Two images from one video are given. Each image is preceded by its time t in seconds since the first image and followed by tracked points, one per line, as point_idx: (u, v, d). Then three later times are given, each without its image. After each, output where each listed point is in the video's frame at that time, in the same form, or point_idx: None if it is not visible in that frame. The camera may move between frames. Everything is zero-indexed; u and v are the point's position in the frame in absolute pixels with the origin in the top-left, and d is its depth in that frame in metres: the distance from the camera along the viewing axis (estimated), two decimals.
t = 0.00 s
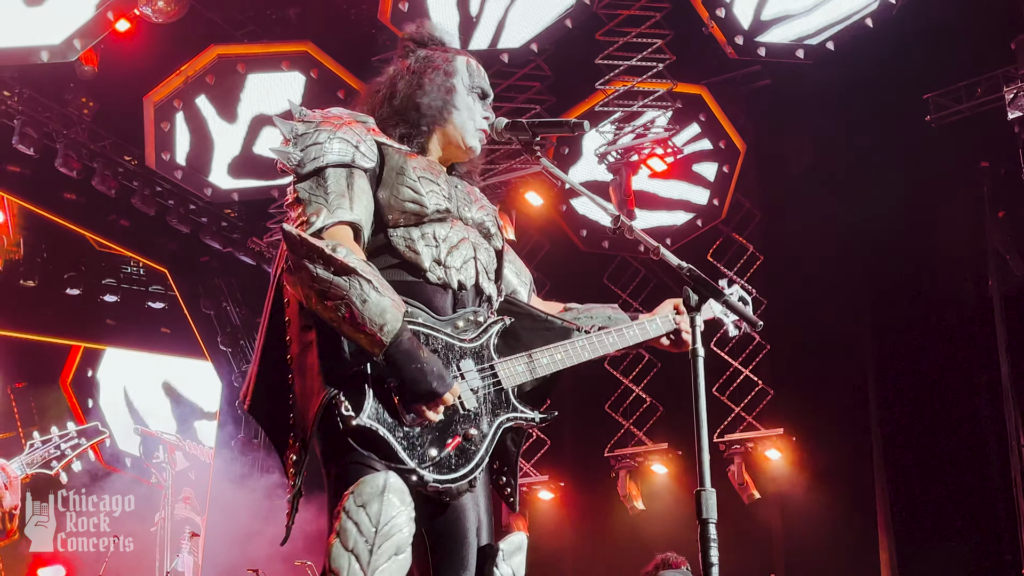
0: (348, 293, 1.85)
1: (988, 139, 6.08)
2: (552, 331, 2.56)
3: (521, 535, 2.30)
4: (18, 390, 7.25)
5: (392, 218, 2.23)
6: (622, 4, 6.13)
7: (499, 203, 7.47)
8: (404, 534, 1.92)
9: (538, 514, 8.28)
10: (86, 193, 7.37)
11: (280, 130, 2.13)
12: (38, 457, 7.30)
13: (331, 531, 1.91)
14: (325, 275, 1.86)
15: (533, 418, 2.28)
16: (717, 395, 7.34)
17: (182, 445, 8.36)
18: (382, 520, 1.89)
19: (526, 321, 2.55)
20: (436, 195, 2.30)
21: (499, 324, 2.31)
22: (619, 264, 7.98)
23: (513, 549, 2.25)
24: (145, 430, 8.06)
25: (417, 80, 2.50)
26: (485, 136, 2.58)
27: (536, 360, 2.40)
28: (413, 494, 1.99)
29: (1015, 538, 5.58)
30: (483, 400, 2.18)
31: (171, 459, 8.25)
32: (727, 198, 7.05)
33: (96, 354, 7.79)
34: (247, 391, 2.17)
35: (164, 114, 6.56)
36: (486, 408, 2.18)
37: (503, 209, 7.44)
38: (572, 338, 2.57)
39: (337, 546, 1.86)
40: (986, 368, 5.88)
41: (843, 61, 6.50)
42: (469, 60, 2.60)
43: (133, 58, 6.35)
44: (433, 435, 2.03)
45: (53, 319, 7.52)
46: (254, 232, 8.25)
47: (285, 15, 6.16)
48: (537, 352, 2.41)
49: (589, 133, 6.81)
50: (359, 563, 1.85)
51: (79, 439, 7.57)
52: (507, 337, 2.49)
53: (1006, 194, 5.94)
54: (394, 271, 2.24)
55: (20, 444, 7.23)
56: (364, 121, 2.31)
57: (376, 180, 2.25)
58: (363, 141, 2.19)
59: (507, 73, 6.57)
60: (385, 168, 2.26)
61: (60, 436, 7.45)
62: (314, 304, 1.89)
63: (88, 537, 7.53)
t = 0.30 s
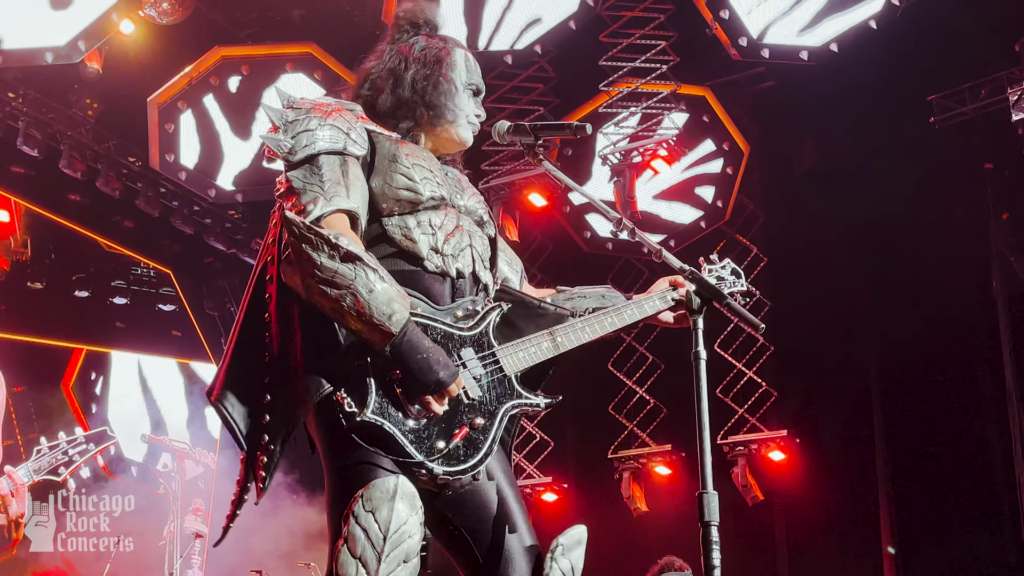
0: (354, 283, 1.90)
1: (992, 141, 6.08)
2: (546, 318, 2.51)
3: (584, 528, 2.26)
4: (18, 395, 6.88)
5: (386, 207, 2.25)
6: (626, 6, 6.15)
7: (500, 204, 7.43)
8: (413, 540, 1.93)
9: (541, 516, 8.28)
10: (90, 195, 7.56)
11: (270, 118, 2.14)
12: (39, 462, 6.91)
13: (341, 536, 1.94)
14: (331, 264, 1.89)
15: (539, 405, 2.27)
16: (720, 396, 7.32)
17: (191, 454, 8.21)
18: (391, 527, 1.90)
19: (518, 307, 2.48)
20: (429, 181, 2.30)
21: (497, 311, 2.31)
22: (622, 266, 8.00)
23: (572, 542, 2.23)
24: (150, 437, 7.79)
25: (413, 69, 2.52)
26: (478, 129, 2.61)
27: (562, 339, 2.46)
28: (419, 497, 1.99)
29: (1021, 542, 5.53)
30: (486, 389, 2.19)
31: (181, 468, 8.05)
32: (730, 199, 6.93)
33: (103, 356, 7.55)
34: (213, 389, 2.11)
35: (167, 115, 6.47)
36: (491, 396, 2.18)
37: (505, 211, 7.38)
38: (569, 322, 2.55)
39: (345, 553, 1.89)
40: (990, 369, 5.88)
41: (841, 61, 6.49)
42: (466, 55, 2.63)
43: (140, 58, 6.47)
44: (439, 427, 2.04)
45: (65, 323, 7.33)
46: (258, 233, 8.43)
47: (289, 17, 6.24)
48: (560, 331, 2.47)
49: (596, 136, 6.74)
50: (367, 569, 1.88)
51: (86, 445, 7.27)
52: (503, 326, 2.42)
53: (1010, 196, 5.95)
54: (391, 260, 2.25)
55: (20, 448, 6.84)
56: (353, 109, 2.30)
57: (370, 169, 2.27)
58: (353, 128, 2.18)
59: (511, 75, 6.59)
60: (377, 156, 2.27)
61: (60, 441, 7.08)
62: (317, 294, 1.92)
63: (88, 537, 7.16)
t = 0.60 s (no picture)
0: (371, 292, 1.94)
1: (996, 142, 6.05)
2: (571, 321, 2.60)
3: (569, 543, 2.27)
4: (20, 409, 6.80)
5: (399, 220, 2.30)
6: (628, 6, 6.15)
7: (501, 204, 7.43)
8: (434, 548, 1.99)
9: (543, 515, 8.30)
10: (92, 195, 7.57)
11: (279, 142, 2.17)
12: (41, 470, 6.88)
13: (362, 541, 1.98)
14: (349, 274, 1.94)
15: (563, 408, 2.30)
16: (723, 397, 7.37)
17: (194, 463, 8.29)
18: (414, 532, 1.96)
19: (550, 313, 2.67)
20: (440, 193, 2.36)
21: (521, 319, 2.37)
22: (624, 267, 8.01)
23: (558, 559, 2.22)
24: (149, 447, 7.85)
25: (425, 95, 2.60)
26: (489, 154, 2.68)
27: (570, 350, 2.47)
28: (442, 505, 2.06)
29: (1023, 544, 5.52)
30: (512, 393, 2.23)
31: (185, 480, 8.15)
32: (732, 199, 7.10)
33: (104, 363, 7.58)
34: (218, 364, 2.03)
35: (170, 116, 6.47)
36: (514, 401, 2.22)
37: (508, 212, 7.43)
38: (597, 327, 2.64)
39: (367, 555, 1.92)
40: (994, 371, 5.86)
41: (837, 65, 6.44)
42: (483, 78, 2.70)
43: (141, 60, 6.44)
44: (464, 431, 2.06)
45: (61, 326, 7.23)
46: (261, 233, 8.48)
47: (292, 17, 6.21)
48: (569, 342, 2.47)
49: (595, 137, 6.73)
50: (387, 572, 1.91)
51: (96, 465, 7.32)
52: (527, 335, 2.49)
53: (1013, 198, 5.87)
54: (408, 271, 2.30)
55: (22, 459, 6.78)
56: (363, 129, 2.36)
57: (382, 184, 2.31)
58: (363, 145, 2.25)
59: (514, 75, 6.60)
60: (387, 171, 2.32)
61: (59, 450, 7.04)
62: (335, 303, 1.96)
63: (87, 536, 7.18)
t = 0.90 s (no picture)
0: (383, 299, 1.95)
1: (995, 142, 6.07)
2: (580, 327, 2.60)
3: (574, 545, 2.28)
4: (20, 416, 6.83)
5: (414, 224, 2.33)
6: (629, 5, 6.16)
7: (507, 204, 7.54)
8: (443, 550, 1.99)
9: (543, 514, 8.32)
10: (92, 193, 7.57)
11: (294, 147, 2.20)
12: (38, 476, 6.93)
13: (372, 542, 1.97)
14: (359, 283, 1.95)
15: (581, 408, 2.36)
16: (722, 396, 7.44)
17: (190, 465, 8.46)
18: (424, 533, 1.96)
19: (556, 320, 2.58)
20: (454, 197, 2.40)
21: (534, 319, 2.38)
22: (624, 266, 8.00)
23: (565, 559, 2.24)
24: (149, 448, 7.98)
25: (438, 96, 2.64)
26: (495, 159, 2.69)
27: (566, 355, 2.43)
28: (448, 507, 2.05)
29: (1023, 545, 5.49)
30: (529, 394, 2.27)
31: (186, 486, 8.37)
32: (733, 198, 7.11)
33: (98, 368, 7.56)
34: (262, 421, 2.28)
35: (170, 114, 6.43)
36: (534, 402, 2.26)
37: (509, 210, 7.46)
38: (606, 326, 2.64)
39: (376, 555, 1.92)
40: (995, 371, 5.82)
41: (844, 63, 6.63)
42: (490, 85, 2.73)
43: (142, 58, 6.44)
44: (485, 435, 2.10)
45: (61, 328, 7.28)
46: (261, 231, 8.50)
47: (292, 15, 6.28)
48: (565, 347, 2.44)
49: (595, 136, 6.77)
50: (396, 572, 1.91)
51: (98, 469, 7.41)
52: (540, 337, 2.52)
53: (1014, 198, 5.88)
54: (423, 273, 2.33)
55: (22, 467, 6.84)
56: (374, 134, 2.39)
57: (396, 188, 2.35)
58: (375, 150, 2.27)
59: (515, 74, 6.61)
60: (403, 175, 2.36)
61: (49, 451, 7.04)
62: (349, 314, 1.98)
63: (88, 536, 7.33)
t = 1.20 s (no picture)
0: (389, 295, 1.95)
1: (996, 142, 5.93)
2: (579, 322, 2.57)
3: (575, 541, 2.28)
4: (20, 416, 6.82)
5: (418, 218, 2.33)
6: (628, 3, 6.17)
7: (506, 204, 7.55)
8: (444, 549, 1.99)
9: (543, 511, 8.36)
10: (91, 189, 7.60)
11: (305, 136, 2.22)
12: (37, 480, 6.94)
13: (373, 539, 1.97)
14: (365, 279, 1.96)
15: (583, 401, 2.35)
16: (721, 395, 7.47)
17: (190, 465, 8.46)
18: (426, 531, 1.96)
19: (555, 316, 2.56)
20: (460, 194, 2.41)
21: (535, 316, 2.39)
22: (624, 263, 7.98)
23: (567, 557, 2.23)
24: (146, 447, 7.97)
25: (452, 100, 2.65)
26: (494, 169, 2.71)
27: (568, 349, 2.43)
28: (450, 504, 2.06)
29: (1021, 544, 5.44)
30: (532, 389, 2.27)
31: (186, 485, 8.38)
32: (731, 197, 7.14)
33: (95, 369, 7.55)
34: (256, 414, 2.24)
35: (169, 110, 6.44)
36: (536, 397, 2.27)
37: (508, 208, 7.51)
38: (607, 320, 2.63)
39: (377, 553, 1.92)
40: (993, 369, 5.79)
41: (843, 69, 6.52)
42: (502, 94, 2.74)
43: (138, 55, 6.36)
44: (489, 430, 2.11)
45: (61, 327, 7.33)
46: (260, 228, 8.62)
47: (291, 12, 6.14)
48: (567, 340, 2.44)
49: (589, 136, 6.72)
50: (398, 570, 1.91)
51: (103, 464, 7.49)
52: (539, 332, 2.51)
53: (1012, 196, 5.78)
54: (426, 268, 2.33)
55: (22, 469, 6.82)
56: (382, 127, 2.38)
57: (403, 182, 2.36)
58: (385, 144, 2.27)
59: (514, 71, 6.64)
60: (410, 169, 2.38)
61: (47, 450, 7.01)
62: (354, 308, 1.98)
63: (88, 536, 7.33)
